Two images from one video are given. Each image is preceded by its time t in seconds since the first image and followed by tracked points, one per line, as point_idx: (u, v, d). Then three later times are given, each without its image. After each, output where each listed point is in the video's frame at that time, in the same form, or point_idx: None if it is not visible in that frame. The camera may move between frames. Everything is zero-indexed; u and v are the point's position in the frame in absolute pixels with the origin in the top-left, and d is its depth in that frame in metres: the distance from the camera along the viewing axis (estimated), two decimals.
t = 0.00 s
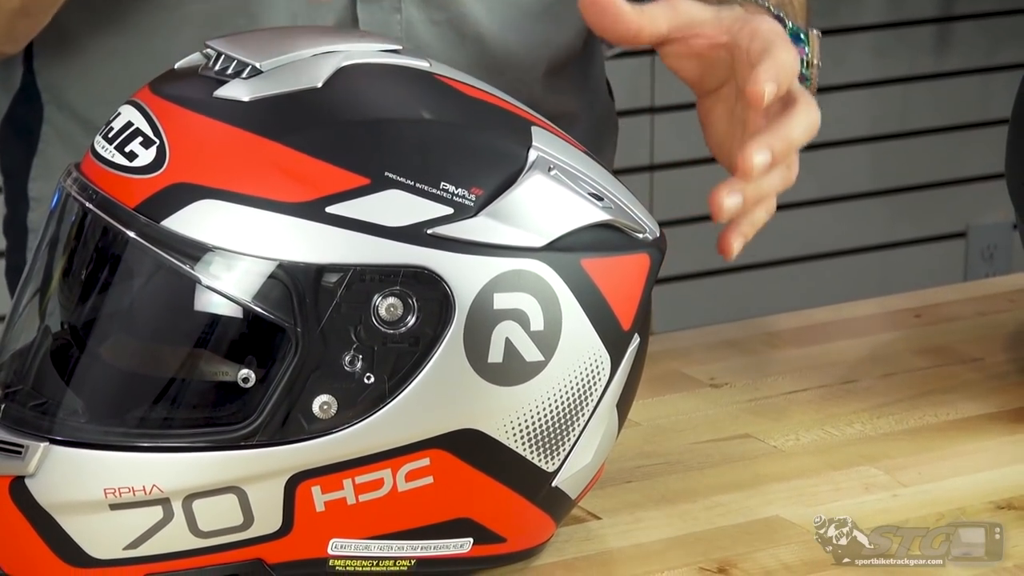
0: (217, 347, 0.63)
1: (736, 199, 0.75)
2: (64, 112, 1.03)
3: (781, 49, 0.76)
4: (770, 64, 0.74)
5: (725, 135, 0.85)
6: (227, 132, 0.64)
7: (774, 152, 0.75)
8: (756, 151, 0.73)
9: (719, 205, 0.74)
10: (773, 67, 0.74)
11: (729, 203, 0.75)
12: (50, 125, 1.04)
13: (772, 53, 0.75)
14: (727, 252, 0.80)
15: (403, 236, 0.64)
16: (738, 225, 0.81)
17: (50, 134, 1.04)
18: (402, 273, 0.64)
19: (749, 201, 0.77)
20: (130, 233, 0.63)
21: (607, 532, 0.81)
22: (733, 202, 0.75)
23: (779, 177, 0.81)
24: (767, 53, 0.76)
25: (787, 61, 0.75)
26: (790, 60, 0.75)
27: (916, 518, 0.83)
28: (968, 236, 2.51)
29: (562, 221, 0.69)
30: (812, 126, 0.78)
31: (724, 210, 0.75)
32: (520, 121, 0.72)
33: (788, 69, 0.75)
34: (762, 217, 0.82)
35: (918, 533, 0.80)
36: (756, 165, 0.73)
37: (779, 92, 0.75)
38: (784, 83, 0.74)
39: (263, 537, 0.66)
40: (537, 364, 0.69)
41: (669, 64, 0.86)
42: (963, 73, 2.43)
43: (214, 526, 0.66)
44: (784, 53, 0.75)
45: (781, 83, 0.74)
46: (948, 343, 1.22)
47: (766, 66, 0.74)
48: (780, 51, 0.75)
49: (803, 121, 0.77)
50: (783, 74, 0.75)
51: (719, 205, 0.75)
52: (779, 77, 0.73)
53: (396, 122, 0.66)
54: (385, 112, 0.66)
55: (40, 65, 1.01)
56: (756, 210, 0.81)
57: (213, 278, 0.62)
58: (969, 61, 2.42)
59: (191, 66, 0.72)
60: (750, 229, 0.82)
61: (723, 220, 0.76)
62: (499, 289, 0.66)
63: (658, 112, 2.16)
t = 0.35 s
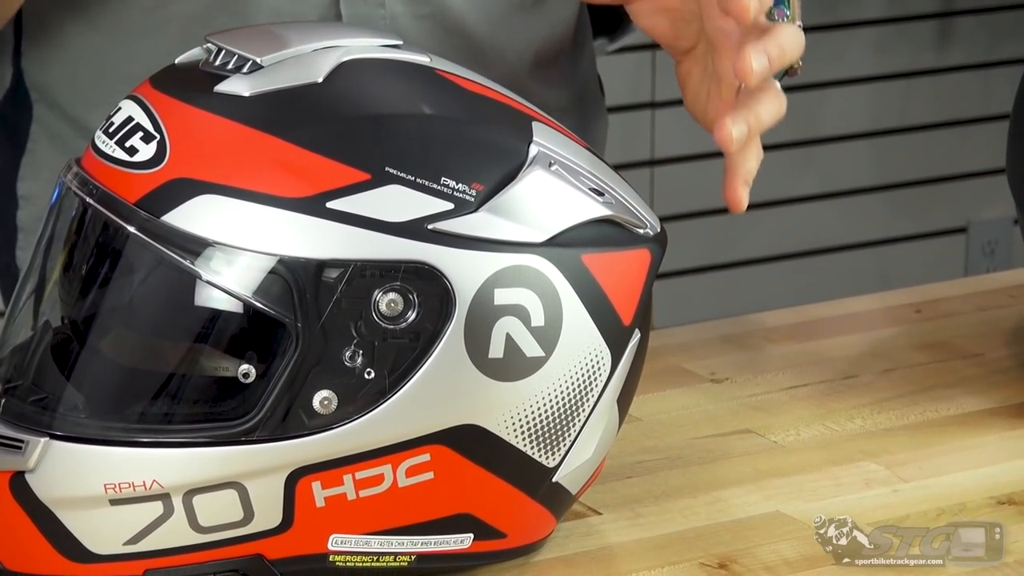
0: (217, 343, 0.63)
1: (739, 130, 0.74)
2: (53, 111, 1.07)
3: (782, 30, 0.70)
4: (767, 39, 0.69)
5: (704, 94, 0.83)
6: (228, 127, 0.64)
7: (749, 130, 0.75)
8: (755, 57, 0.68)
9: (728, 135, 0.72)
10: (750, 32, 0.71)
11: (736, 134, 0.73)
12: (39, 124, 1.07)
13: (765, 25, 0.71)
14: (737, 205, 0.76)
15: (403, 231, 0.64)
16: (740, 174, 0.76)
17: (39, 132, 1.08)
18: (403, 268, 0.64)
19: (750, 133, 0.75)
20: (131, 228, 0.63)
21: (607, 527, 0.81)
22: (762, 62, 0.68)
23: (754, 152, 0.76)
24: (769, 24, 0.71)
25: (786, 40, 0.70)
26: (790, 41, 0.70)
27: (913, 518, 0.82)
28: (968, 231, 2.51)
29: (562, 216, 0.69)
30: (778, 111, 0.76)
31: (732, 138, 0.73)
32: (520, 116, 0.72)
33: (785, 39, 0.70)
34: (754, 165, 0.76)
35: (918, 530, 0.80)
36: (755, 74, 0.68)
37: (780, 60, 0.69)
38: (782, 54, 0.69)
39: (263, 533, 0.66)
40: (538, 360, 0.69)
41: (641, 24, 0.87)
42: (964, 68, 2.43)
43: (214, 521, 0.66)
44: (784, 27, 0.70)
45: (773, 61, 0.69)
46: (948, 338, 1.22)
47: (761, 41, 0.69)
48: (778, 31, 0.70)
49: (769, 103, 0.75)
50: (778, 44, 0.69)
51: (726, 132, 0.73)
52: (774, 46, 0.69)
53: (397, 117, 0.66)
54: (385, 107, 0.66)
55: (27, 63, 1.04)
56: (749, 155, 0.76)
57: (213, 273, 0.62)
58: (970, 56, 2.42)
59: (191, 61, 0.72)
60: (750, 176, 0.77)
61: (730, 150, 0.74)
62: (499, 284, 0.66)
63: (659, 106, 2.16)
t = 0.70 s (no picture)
0: (218, 338, 0.63)
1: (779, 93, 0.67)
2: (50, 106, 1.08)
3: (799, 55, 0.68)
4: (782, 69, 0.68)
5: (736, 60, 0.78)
6: (228, 122, 0.64)
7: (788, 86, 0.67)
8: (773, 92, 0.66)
9: (766, 105, 0.66)
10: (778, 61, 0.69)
11: (775, 99, 0.66)
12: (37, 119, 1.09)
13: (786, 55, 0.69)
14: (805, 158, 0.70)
15: (404, 227, 0.64)
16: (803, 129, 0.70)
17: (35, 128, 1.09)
18: (404, 264, 0.64)
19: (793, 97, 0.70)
20: (132, 223, 0.63)
21: (608, 522, 0.81)
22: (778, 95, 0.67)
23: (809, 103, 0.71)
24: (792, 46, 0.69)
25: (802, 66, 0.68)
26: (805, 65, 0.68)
27: (911, 519, 0.81)
28: (970, 227, 2.51)
29: (563, 211, 0.69)
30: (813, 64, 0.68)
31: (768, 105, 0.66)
32: (521, 111, 0.72)
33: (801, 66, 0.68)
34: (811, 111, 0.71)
35: (920, 526, 0.80)
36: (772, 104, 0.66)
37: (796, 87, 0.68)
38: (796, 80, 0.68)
39: (264, 528, 0.66)
40: (538, 356, 0.68)
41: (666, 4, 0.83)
42: (965, 64, 2.42)
43: (215, 516, 0.66)
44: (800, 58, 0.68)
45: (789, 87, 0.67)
46: (949, 334, 1.22)
47: (777, 72, 0.67)
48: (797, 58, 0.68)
49: (804, 58, 0.68)
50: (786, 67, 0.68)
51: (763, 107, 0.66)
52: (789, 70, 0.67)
53: (398, 112, 0.66)
54: (386, 103, 0.66)
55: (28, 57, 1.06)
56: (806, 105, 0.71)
57: (214, 268, 0.62)
58: (972, 52, 2.41)
59: (192, 55, 0.71)
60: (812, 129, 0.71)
61: (772, 119, 0.67)
62: (500, 280, 0.66)
63: (660, 102, 2.15)
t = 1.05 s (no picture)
0: (219, 335, 0.63)
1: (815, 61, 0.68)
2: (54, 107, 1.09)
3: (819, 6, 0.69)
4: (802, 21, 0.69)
5: None
6: (229, 118, 0.64)
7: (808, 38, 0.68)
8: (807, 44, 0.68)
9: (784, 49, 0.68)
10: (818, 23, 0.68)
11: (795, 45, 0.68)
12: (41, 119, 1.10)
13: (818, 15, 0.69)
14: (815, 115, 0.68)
15: (404, 223, 0.64)
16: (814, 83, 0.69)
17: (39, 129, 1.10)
18: (405, 260, 0.64)
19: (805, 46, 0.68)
20: (132, 219, 0.63)
21: (608, 519, 0.81)
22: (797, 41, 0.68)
23: (822, 59, 0.69)
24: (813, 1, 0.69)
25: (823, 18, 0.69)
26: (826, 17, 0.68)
27: (911, 518, 0.81)
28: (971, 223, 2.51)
29: (564, 208, 0.69)
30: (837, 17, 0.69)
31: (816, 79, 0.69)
32: (522, 108, 0.72)
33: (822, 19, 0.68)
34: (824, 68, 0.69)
35: (920, 524, 0.80)
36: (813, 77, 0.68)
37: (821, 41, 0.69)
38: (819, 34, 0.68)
39: (265, 525, 0.67)
40: (539, 353, 0.68)
41: None
42: (966, 61, 2.42)
43: (216, 513, 0.66)
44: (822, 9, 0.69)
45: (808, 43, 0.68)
46: (949, 331, 1.22)
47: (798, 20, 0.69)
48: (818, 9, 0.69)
49: (825, 9, 0.69)
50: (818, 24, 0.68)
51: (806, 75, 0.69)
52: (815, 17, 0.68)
53: (398, 108, 0.66)
54: (386, 99, 0.66)
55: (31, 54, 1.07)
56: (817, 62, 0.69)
57: (215, 265, 0.62)
58: (972, 48, 2.41)
59: (193, 52, 0.71)
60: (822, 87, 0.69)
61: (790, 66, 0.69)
62: (502, 277, 0.66)
63: (660, 99, 2.15)
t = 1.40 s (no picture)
0: (220, 333, 0.63)
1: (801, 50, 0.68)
2: (55, 105, 1.09)
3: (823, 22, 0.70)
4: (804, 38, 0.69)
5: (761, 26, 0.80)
6: (229, 116, 0.64)
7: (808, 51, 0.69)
8: (790, 52, 0.68)
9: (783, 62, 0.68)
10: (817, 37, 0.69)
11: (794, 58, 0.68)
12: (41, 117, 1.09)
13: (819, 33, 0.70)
14: (813, 130, 0.69)
15: (406, 221, 0.64)
16: (814, 104, 0.71)
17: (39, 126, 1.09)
18: (406, 258, 0.64)
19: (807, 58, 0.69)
20: (133, 217, 0.63)
21: (609, 517, 0.81)
22: (797, 54, 0.68)
23: (820, 78, 0.71)
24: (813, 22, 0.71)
25: (825, 32, 0.70)
26: (826, 33, 0.70)
27: (912, 516, 0.80)
28: (972, 221, 2.51)
29: (565, 206, 0.69)
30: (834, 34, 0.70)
31: (789, 64, 0.67)
32: (523, 105, 0.72)
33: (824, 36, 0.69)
34: (823, 94, 0.71)
35: (920, 522, 0.80)
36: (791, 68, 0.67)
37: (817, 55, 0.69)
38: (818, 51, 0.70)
39: (266, 522, 0.67)
40: (540, 350, 0.68)
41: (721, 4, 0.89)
42: (967, 59, 2.42)
43: (217, 511, 0.66)
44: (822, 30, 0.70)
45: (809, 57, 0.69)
46: (951, 328, 1.21)
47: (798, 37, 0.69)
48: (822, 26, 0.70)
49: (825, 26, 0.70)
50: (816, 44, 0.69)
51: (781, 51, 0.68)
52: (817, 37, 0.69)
53: (399, 106, 0.66)
54: (387, 96, 0.66)
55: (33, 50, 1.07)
56: (816, 78, 0.71)
57: (216, 263, 0.62)
58: (973, 46, 2.41)
59: (194, 50, 0.71)
60: (822, 106, 0.71)
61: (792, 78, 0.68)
62: (503, 274, 0.66)
63: (661, 96, 2.15)
